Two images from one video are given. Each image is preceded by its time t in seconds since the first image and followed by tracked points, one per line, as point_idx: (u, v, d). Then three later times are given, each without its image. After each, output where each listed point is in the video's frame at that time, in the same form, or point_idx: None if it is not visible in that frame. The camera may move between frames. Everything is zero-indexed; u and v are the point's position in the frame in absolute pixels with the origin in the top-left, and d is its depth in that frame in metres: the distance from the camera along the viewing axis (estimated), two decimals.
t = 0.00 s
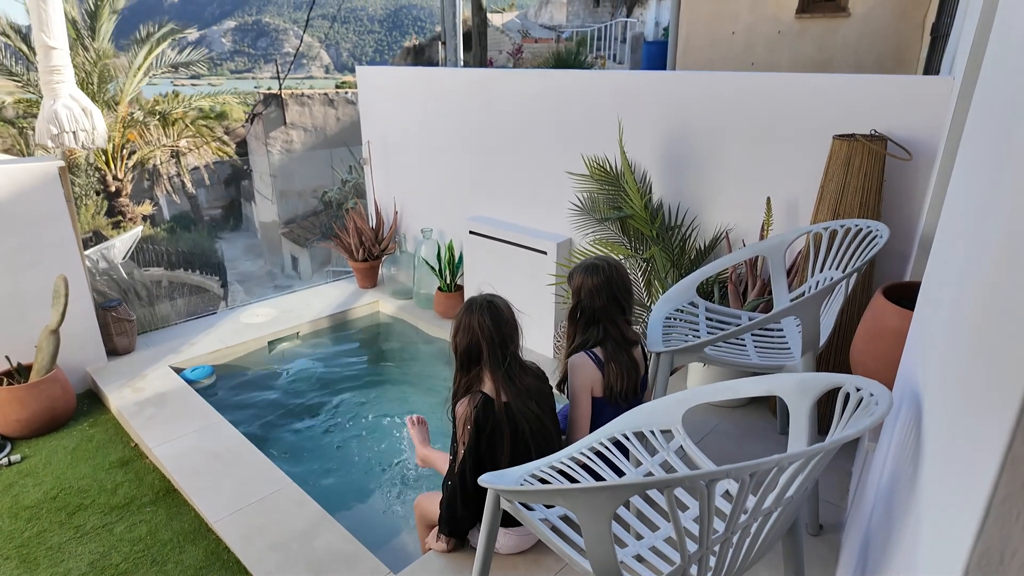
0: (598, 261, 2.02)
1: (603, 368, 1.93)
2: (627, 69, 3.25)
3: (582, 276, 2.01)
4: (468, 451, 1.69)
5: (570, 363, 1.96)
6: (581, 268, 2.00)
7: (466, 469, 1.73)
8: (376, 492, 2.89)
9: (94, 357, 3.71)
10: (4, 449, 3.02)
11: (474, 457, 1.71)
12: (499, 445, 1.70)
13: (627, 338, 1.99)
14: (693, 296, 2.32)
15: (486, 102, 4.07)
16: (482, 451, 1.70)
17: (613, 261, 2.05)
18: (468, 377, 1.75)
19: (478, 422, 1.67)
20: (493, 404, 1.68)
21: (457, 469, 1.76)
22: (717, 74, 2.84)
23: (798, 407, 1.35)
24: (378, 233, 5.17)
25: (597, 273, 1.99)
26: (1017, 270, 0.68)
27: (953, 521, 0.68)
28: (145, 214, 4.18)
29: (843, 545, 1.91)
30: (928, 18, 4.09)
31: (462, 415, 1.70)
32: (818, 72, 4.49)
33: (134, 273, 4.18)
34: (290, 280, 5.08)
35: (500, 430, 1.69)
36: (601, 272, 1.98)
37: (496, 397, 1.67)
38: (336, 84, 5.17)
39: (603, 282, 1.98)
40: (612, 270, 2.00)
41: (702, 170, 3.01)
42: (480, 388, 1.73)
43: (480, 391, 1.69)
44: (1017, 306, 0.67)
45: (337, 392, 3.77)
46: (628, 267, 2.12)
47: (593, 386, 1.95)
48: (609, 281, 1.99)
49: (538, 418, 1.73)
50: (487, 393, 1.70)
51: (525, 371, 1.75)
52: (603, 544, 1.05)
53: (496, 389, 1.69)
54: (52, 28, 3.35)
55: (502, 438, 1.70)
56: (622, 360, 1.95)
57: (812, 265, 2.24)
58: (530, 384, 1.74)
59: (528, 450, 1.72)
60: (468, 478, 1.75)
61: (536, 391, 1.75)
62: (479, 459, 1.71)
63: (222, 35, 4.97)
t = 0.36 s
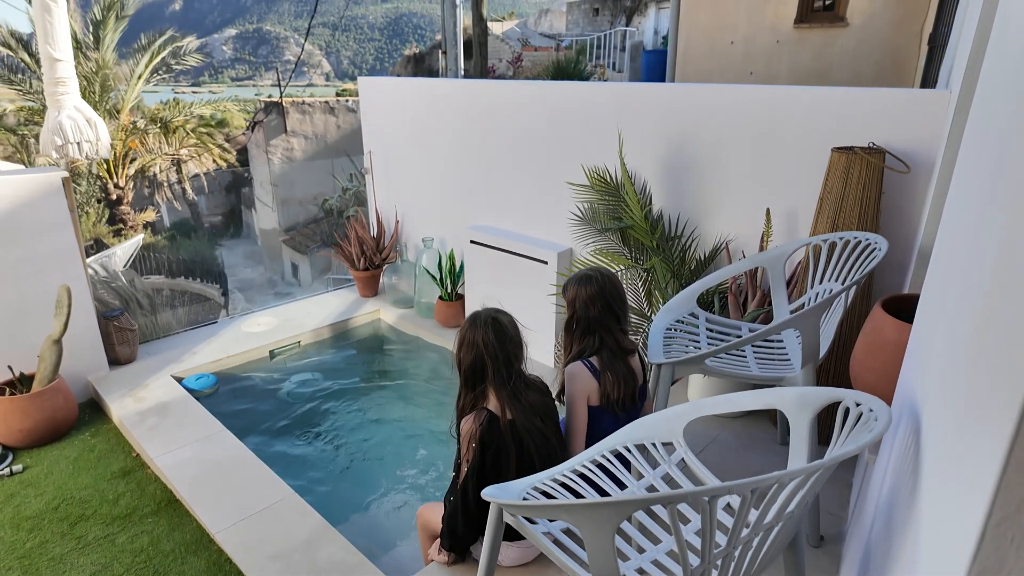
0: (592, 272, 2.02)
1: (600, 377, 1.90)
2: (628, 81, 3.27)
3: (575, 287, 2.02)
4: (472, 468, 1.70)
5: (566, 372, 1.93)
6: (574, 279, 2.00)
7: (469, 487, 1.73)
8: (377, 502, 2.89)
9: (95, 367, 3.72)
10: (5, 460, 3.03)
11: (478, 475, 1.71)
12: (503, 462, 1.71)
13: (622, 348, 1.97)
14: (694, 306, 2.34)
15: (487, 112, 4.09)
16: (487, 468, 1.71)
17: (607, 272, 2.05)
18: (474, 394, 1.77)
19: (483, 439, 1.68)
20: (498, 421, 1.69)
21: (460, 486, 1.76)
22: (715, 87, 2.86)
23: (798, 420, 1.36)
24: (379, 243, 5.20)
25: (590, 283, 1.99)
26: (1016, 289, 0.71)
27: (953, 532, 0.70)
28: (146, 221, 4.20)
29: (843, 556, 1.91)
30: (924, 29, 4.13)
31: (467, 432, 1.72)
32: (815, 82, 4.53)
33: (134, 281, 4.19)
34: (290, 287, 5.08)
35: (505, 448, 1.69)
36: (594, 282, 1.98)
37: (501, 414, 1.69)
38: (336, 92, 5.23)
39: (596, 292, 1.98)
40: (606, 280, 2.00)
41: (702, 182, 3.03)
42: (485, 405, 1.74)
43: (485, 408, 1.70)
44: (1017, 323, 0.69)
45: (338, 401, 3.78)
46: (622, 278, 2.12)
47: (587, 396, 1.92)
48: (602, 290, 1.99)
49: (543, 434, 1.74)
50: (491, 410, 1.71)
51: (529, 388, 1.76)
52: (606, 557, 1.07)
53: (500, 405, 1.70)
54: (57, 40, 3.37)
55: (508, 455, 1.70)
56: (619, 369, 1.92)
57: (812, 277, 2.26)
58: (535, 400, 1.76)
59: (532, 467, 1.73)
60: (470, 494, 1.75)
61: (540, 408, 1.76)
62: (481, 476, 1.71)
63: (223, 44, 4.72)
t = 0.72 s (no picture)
0: (594, 289, 2.01)
1: (611, 394, 1.87)
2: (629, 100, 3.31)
3: (578, 304, 2.00)
4: (476, 482, 1.68)
5: (576, 389, 1.89)
6: (577, 296, 2.00)
7: (473, 501, 1.71)
8: (380, 516, 2.89)
9: (99, 381, 3.73)
10: (9, 474, 3.04)
11: (482, 489, 1.69)
12: (508, 475, 1.69)
13: (628, 364, 1.95)
14: (697, 323, 2.34)
15: (489, 129, 4.14)
16: (491, 482, 1.69)
17: (609, 289, 2.05)
18: (479, 408, 1.78)
19: (488, 451, 1.68)
20: (502, 435, 1.69)
21: (464, 500, 1.74)
22: (715, 105, 2.90)
23: (801, 440, 1.38)
24: (381, 256, 5.22)
25: (593, 300, 1.98)
26: (1014, 322, 0.75)
27: (967, 561, 0.72)
28: (150, 232, 4.30)
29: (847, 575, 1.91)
30: (921, 45, 4.20)
31: (471, 444, 1.72)
32: (815, 97, 4.58)
33: (138, 293, 4.22)
34: (291, 299, 5.08)
35: (510, 461, 1.69)
36: (597, 299, 1.97)
37: (505, 427, 1.68)
38: (338, 104, 5.47)
39: (599, 309, 1.96)
40: (609, 297, 1.99)
41: (703, 199, 3.05)
42: (490, 418, 1.75)
43: (489, 421, 1.70)
44: (1011, 361, 0.74)
45: (341, 414, 3.78)
46: (625, 294, 2.11)
47: (599, 411, 1.88)
48: (607, 308, 1.97)
49: (548, 449, 1.75)
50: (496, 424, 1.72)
51: (534, 402, 1.78)
52: None
53: (505, 418, 1.70)
54: (66, 58, 3.40)
55: (512, 468, 1.69)
56: (627, 383, 1.90)
57: (813, 294, 2.28)
58: (540, 414, 1.77)
59: (536, 481, 1.72)
60: (475, 509, 1.73)
61: (546, 423, 1.77)
62: (486, 490, 1.69)
63: (227, 54, 6.62)
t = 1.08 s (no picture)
0: (614, 307, 2.02)
1: (631, 413, 1.88)
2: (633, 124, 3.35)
3: (597, 321, 2.01)
4: (483, 505, 1.70)
5: (596, 409, 1.88)
6: (597, 314, 2.01)
7: (480, 523, 1.72)
8: (384, 537, 2.88)
9: (105, 401, 3.74)
10: (14, 494, 3.04)
11: (490, 511, 1.71)
12: (516, 499, 1.71)
13: (645, 383, 1.97)
14: (702, 345, 2.35)
15: (494, 151, 4.18)
16: (499, 505, 1.71)
17: (628, 309, 2.06)
18: (492, 432, 1.78)
19: (497, 475, 1.70)
20: (513, 458, 1.71)
21: (470, 521, 1.75)
22: (718, 130, 2.94)
23: (808, 466, 1.38)
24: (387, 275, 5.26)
25: (614, 318, 1.99)
26: (1017, 360, 0.77)
27: None
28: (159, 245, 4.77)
29: None
30: (921, 66, 4.46)
31: (481, 466, 1.74)
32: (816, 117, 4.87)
33: (143, 312, 4.23)
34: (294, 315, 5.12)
35: (519, 485, 1.70)
36: (618, 318, 1.99)
37: (516, 451, 1.70)
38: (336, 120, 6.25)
39: (620, 327, 1.98)
40: (629, 316, 2.01)
41: (708, 222, 3.07)
42: (503, 442, 1.76)
43: (500, 445, 1.72)
44: (1015, 399, 0.76)
45: (345, 433, 3.77)
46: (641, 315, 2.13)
47: (621, 430, 1.87)
48: (626, 326, 1.99)
49: (559, 475, 1.75)
50: (507, 447, 1.72)
51: (547, 427, 1.77)
52: None
53: (517, 443, 1.71)
54: (80, 82, 3.48)
55: (521, 493, 1.71)
56: (644, 402, 1.92)
57: (818, 317, 2.29)
58: (553, 440, 1.77)
59: (545, 507, 1.72)
60: (482, 532, 1.74)
61: (558, 448, 1.77)
62: (493, 513, 1.71)
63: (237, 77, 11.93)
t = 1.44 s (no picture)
0: (619, 340, 2.04)
1: (645, 446, 1.88)
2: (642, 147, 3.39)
3: (603, 354, 2.02)
4: (498, 534, 1.72)
5: (610, 444, 1.90)
6: (602, 346, 2.02)
7: (494, 553, 1.73)
8: (393, 560, 2.86)
9: (117, 421, 3.77)
10: (26, 514, 3.06)
11: (504, 541, 1.72)
12: (531, 530, 1.71)
13: (655, 414, 1.97)
14: (713, 370, 2.34)
15: (504, 173, 4.23)
16: (513, 535, 1.72)
17: (633, 340, 2.08)
18: (509, 461, 1.78)
19: (512, 504, 1.71)
20: (528, 488, 1.71)
21: (485, 550, 1.76)
22: (727, 154, 2.96)
23: (823, 497, 1.38)
24: (397, 295, 5.29)
25: (619, 350, 2.00)
26: None
27: None
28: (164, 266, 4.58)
29: None
30: (928, 89, 4.52)
31: (496, 496, 1.75)
32: (824, 138, 4.91)
33: (154, 330, 4.27)
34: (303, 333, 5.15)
35: (534, 515, 1.70)
36: (623, 350, 2.00)
37: (532, 481, 1.70)
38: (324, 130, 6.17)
39: (625, 359, 1.98)
40: (634, 347, 2.02)
41: (718, 246, 3.09)
42: (519, 471, 1.76)
43: (516, 475, 1.73)
44: None
45: (355, 454, 3.77)
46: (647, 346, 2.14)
47: (637, 465, 1.87)
48: (631, 356, 2.00)
49: (575, 506, 1.74)
50: (524, 477, 1.73)
51: (565, 457, 1.76)
52: None
53: (533, 473, 1.71)
54: (101, 107, 3.56)
55: (536, 523, 1.71)
56: (657, 435, 1.92)
57: (829, 343, 2.29)
58: (571, 470, 1.76)
59: (561, 538, 1.71)
60: (497, 561, 1.74)
61: (576, 478, 1.76)
62: (508, 543, 1.72)
63: (242, 98, 16.19)
